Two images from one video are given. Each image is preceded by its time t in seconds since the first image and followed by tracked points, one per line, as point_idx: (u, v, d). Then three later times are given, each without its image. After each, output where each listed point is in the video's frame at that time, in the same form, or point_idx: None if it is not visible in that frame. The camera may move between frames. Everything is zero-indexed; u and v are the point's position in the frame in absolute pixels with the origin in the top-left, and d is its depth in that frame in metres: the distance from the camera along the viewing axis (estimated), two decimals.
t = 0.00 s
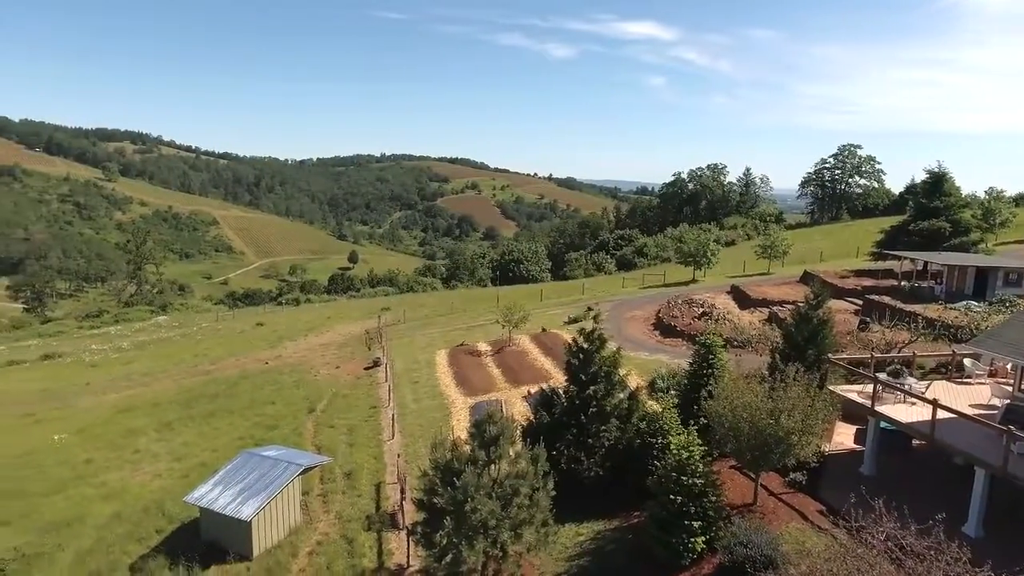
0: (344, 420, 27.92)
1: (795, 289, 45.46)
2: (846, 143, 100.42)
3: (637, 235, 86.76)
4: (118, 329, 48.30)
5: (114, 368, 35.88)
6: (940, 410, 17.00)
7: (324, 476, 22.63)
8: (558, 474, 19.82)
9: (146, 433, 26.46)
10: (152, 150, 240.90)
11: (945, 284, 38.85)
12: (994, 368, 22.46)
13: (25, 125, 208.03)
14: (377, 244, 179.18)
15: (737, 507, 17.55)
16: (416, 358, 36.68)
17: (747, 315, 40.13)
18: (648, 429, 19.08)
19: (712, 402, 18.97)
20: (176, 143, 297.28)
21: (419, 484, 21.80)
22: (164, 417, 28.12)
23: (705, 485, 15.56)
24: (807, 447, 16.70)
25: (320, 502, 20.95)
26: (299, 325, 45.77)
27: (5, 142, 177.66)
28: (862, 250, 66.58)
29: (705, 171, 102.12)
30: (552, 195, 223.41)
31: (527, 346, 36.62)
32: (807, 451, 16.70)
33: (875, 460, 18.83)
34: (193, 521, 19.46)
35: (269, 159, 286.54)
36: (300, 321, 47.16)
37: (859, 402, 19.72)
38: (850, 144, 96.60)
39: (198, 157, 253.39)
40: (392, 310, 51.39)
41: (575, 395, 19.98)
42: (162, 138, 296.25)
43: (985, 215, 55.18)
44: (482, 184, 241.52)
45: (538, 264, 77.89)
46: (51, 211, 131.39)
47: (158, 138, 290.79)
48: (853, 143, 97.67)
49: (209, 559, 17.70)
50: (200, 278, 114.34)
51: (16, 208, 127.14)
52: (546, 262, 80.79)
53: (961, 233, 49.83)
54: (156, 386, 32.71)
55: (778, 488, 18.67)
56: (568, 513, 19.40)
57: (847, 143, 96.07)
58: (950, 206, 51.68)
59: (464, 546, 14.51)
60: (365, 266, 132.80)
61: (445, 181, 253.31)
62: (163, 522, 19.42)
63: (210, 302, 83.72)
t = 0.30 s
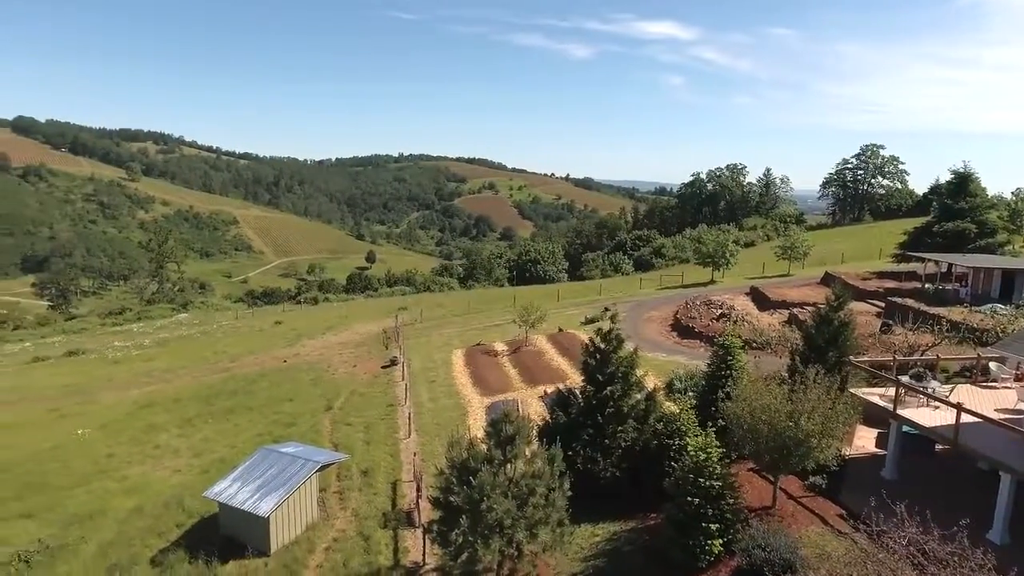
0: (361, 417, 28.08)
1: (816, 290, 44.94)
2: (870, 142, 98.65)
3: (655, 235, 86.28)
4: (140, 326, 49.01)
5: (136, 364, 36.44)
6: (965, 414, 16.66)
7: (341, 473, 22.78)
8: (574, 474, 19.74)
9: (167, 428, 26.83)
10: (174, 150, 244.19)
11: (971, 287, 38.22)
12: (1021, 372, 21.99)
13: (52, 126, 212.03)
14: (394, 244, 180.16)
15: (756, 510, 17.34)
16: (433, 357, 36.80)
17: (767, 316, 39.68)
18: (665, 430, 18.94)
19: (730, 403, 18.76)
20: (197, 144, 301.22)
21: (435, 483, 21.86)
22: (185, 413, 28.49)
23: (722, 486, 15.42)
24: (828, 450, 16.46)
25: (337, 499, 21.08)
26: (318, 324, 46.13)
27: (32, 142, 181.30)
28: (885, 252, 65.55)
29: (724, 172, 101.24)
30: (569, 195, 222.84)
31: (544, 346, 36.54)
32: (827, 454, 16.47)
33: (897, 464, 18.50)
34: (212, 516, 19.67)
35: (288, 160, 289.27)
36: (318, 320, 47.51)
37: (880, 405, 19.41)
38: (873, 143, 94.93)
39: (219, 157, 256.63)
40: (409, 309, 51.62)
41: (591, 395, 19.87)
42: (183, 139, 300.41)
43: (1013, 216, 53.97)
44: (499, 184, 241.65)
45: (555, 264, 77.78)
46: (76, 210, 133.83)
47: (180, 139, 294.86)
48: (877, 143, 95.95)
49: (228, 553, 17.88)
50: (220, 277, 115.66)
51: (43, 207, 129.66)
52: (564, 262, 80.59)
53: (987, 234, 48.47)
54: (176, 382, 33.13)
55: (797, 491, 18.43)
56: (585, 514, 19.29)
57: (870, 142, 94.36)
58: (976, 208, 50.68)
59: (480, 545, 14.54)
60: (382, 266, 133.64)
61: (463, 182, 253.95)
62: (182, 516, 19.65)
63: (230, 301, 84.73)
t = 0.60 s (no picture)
0: (377, 415, 28.19)
1: (836, 292, 44.37)
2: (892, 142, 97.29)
3: (672, 236, 85.75)
4: (160, 324, 49.59)
5: (156, 361, 36.91)
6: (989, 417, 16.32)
7: (357, 470, 22.89)
8: (589, 474, 19.63)
9: (186, 424, 27.14)
10: (194, 150, 247.22)
11: (995, 288, 37.53)
12: None
13: (75, 126, 215.67)
14: (411, 244, 180.86)
15: (773, 512, 17.13)
16: (448, 356, 36.86)
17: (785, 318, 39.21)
18: (682, 431, 18.77)
19: (748, 405, 18.56)
20: (217, 144, 304.82)
21: (450, 481, 21.87)
22: (203, 410, 28.79)
23: (739, 488, 15.24)
24: (847, 453, 16.23)
25: (352, 496, 21.17)
26: (335, 322, 46.42)
27: (56, 142, 184.61)
28: (906, 253, 64.55)
29: (742, 172, 100.35)
30: (585, 195, 222.17)
31: (559, 346, 36.45)
32: (846, 457, 16.24)
33: (918, 467, 18.17)
34: (230, 511, 19.85)
35: (306, 160, 291.67)
36: (334, 319, 47.82)
37: (901, 408, 19.10)
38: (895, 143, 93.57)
39: (238, 157, 259.49)
40: (425, 309, 51.76)
41: (607, 394, 19.73)
42: (203, 139, 304.11)
43: None
44: (515, 184, 241.67)
45: (571, 264, 77.60)
46: (98, 210, 135.98)
47: (200, 139, 298.62)
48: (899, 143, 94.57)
49: (245, 548, 18.03)
50: (239, 276, 116.85)
51: (66, 206, 131.97)
52: (579, 263, 80.36)
53: (1012, 235, 47.79)
54: (195, 379, 33.50)
55: (817, 494, 18.19)
56: (600, 514, 19.21)
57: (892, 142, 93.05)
58: (1001, 209, 49.83)
59: (495, 543, 14.55)
60: (399, 266, 134.21)
61: (479, 182, 254.35)
62: (201, 511, 19.84)
63: (248, 299, 85.55)
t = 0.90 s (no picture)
0: (393, 413, 28.32)
1: (858, 293, 43.65)
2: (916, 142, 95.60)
3: (691, 236, 85.14)
4: (181, 322, 50.31)
5: (177, 358, 37.43)
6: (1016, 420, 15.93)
7: (374, 468, 22.99)
8: (606, 473, 19.50)
9: (206, 420, 27.48)
10: (215, 151, 250.46)
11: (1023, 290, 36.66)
12: None
13: (99, 127, 219.52)
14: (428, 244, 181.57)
15: (793, 514, 16.89)
16: (465, 355, 36.91)
17: (806, 319, 38.70)
18: (700, 432, 18.58)
19: (768, 405, 18.30)
20: (238, 145, 308.65)
21: (466, 479, 21.89)
22: (223, 406, 29.12)
23: (758, 490, 15.05)
24: (868, 455, 15.99)
25: (369, 492, 21.28)
26: (353, 321, 46.72)
27: (81, 143, 188.16)
28: (930, 254, 63.43)
29: (762, 172, 99.31)
30: (602, 195, 221.43)
31: (577, 346, 36.31)
32: (868, 459, 15.99)
33: (942, 471, 17.83)
34: (249, 506, 20.05)
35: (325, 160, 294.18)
36: (352, 317, 48.14)
37: (925, 410, 18.73)
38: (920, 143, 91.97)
39: (257, 157, 262.51)
40: (442, 308, 51.87)
41: (624, 394, 19.58)
42: (223, 139, 308.02)
43: None
44: (532, 184, 241.54)
45: (588, 264, 77.36)
46: (122, 209, 138.32)
47: (221, 140, 302.58)
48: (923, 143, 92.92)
49: (264, 542, 18.20)
50: (258, 275, 118.08)
51: (91, 206, 134.44)
52: (597, 263, 80.12)
53: None
54: (216, 376, 33.92)
55: (837, 497, 17.92)
56: (617, 514, 19.07)
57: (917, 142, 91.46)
58: None
59: (510, 541, 14.56)
60: (416, 266, 134.78)
61: (496, 182, 254.66)
62: (220, 506, 20.05)
63: (268, 298, 86.43)
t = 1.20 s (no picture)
0: (412, 411, 28.42)
1: (883, 295, 42.88)
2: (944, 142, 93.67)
3: (712, 237, 84.32)
4: (205, 319, 51.01)
5: (200, 354, 37.96)
6: None
7: (392, 465, 23.09)
8: (624, 474, 19.34)
9: (228, 416, 27.84)
10: (239, 151, 253.67)
11: None
12: None
13: (126, 128, 223.65)
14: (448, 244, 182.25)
15: (815, 518, 16.60)
16: (484, 355, 36.95)
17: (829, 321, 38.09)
18: (720, 433, 18.35)
19: (789, 407, 18.05)
20: (261, 145, 312.36)
21: (484, 478, 21.89)
22: (244, 402, 29.47)
23: (779, 492, 14.84)
24: (893, 458, 15.70)
25: (388, 489, 21.39)
26: (372, 320, 47.01)
27: (108, 143, 191.82)
28: (958, 256, 62.12)
29: (785, 173, 98.01)
30: (622, 196, 220.37)
31: (596, 346, 36.13)
32: (892, 463, 15.70)
33: (969, 476, 17.43)
34: (269, 501, 20.25)
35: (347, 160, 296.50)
36: (372, 316, 48.40)
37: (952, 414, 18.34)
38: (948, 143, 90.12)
39: (279, 157, 265.38)
40: (462, 308, 51.96)
41: (643, 394, 19.40)
42: (246, 139, 312.05)
43: None
44: (552, 185, 241.14)
45: (608, 265, 76.97)
46: (147, 208, 140.72)
47: (244, 141, 306.40)
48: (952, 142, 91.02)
49: (284, 537, 18.39)
50: (279, 274, 119.32)
51: (117, 205, 136.94)
52: (617, 263, 79.69)
53: None
54: (238, 373, 34.34)
55: (860, 500, 17.61)
56: (636, 515, 18.92)
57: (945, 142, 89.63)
58: None
59: (528, 539, 14.53)
60: (435, 266, 135.24)
61: (516, 182, 254.62)
62: (241, 500, 20.29)
63: (289, 296, 87.32)
